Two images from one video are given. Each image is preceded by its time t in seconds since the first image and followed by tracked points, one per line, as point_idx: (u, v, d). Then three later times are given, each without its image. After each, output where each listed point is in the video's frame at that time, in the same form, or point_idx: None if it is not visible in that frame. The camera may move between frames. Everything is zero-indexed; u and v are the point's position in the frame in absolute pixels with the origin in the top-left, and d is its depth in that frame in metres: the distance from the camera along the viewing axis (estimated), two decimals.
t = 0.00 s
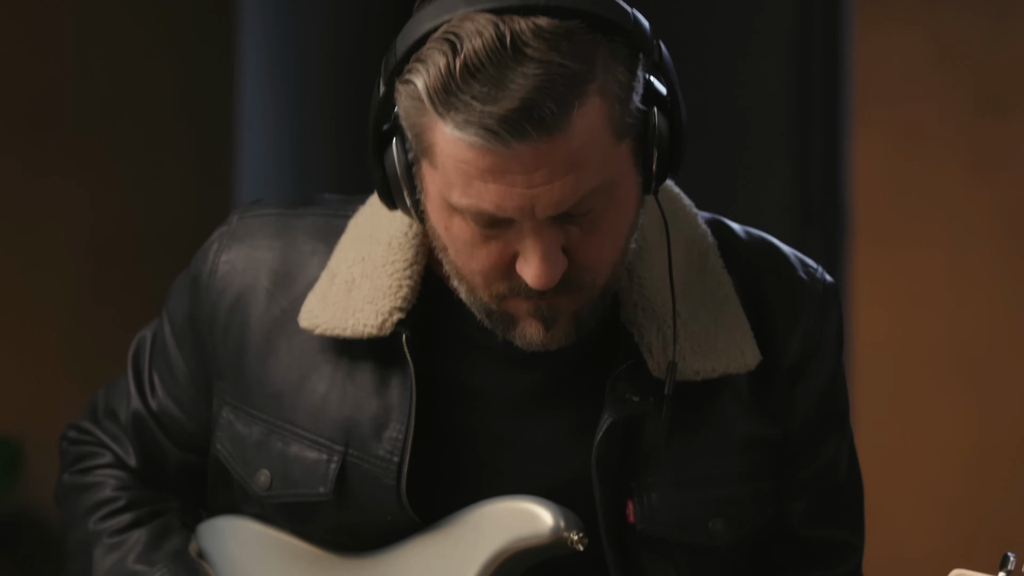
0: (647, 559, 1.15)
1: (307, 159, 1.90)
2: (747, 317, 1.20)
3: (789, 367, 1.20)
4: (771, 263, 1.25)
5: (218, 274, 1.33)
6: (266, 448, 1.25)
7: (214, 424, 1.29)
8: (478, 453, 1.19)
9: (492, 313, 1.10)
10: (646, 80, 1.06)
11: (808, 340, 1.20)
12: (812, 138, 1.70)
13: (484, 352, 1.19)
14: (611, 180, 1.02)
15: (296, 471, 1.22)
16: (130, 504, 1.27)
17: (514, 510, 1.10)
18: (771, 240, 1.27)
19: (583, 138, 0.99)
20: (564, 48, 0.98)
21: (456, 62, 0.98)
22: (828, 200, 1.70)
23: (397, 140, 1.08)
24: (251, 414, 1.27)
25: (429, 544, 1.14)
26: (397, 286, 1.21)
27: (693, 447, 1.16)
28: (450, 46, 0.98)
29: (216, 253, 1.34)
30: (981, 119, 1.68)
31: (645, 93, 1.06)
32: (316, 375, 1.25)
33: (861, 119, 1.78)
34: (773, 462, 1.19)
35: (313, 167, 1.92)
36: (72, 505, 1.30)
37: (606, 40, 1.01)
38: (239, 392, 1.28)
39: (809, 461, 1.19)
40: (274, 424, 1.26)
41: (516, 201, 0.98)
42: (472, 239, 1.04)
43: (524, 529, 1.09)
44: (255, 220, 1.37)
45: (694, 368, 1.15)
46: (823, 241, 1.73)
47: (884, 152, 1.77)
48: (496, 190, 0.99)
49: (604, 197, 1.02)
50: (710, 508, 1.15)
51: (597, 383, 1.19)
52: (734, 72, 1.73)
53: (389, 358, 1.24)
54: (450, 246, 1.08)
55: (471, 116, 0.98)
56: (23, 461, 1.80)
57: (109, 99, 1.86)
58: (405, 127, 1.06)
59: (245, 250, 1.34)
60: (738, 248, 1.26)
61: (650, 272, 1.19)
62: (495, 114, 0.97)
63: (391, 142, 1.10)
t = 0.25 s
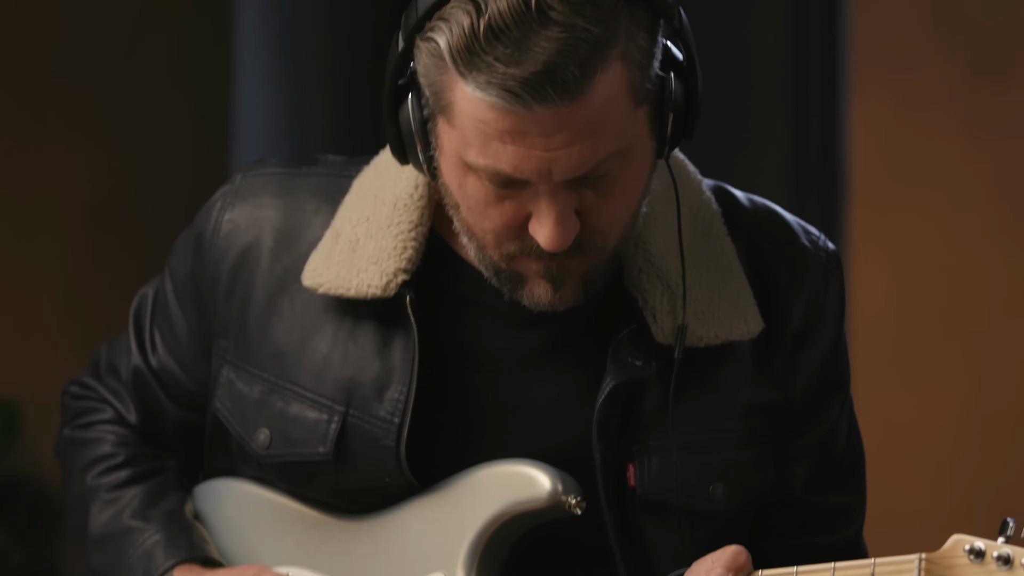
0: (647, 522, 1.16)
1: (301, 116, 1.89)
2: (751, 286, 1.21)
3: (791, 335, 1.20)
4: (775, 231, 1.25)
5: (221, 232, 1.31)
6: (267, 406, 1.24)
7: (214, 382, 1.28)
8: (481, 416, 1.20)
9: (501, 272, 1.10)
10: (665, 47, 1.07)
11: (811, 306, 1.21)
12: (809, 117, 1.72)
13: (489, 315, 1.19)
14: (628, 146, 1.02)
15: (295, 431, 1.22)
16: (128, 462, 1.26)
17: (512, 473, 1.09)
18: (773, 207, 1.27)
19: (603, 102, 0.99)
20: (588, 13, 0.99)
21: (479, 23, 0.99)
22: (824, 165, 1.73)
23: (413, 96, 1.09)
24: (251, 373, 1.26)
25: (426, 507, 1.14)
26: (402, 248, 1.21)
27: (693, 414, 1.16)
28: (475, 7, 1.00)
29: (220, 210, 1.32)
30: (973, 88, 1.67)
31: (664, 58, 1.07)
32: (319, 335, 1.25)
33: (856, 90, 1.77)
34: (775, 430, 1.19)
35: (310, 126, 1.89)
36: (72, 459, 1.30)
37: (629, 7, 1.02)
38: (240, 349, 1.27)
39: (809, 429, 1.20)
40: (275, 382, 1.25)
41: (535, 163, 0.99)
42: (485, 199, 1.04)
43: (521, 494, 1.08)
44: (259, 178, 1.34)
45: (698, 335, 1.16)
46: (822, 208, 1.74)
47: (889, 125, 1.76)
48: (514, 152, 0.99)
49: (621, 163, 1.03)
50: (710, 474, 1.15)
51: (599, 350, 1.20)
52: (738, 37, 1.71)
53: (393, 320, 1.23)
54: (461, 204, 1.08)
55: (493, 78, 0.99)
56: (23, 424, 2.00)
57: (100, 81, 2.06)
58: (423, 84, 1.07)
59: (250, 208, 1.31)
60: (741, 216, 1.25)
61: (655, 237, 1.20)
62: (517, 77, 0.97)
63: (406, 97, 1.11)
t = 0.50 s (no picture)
0: (649, 491, 1.18)
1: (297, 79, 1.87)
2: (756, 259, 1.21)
3: (796, 306, 1.21)
4: (779, 202, 1.25)
5: (227, 194, 1.31)
6: (270, 369, 1.25)
7: (217, 345, 1.29)
8: (485, 384, 1.21)
9: (507, 236, 1.11)
10: (678, 15, 1.07)
11: (816, 278, 1.22)
12: (807, 86, 1.68)
13: (496, 280, 1.21)
14: (638, 111, 1.03)
15: (297, 396, 1.22)
16: (127, 437, 1.26)
17: (507, 439, 1.08)
18: (779, 179, 1.28)
19: (614, 66, 1.00)
20: None
21: None
22: (825, 134, 1.69)
23: (425, 57, 1.09)
24: (254, 336, 1.26)
25: (420, 475, 1.13)
26: (410, 217, 1.21)
27: (695, 384, 1.17)
28: None
29: (226, 172, 1.33)
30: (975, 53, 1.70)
31: (677, 26, 1.07)
32: (324, 301, 1.25)
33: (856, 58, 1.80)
34: (778, 399, 1.20)
35: (308, 91, 1.87)
36: (67, 434, 1.30)
37: None
38: (244, 314, 1.28)
39: (813, 399, 1.21)
40: (278, 346, 1.25)
41: (544, 124, 1.00)
42: (495, 160, 1.04)
43: (517, 461, 1.07)
44: (265, 142, 1.34)
45: (703, 306, 1.17)
46: (819, 175, 1.69)
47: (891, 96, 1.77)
48: (524, 112, 1.00)
49: (631, 128, 1.03)
50: (714, 444, 1.17)
51: (604, 315, 1.21)
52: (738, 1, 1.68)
53: (398, 287, 1.23)
54: (470, 165, 1.09)
55: (506, 37, 1.00)
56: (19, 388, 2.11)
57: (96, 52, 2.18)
58: (435, 43, 1.07)
59: (256, 171, 1.32)
60: (745, 184, 1.26)
61: (661, 208, 1.20)
62: (529, 36, 0.99)
63: (418, 59, 1.11)
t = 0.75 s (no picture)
0: (648, 456, 1.18)
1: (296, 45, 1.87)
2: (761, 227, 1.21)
3: (799, 274, 1.21)
4: (782, 170, 1.25)
5: (230, 150, 1.31)
6: (270, 328, 1.25)
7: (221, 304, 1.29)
8: (487, 347, 1.20)
9: (525, 197, 1.11)
10: None
11: (818, 247, 1.22)
12: (806, 52, 1.67)
13: (502, 242, 1.21)
14: (664, 74, 1.03)
15: (297, 355, 1.22)
16: (123, 400, 1.27)
17: (502, 405, 1.01)
18: (781, 148, 1.28)
19: (645, 28, 1.00)
20: None
21: None
22: (823, 102, 1.68)
23: (448, 16, 1.10)
24: (256, 295, 1.26)
25: (415, 438, 1.06)
26: (416, 179, 1.21)
27: (696, 348, 1.17)
28: None
29: (229, 129, 1.32)
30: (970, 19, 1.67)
31: None
32: (325, 261, 1.25)
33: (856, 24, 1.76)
34: (775, 366, 1.19)
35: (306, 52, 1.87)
36: (68, 393, 1.31)
37: None
38: (248, 272, 1.28)
39: (808, 365, 1.21)
40: (279, 305, 1.25)
41: (574, 84, 0.99)
42: (519, 120, 1.04)
43: (512, 426, 1.00)
44: (269, 100, 1.33)
45: (708, 272, 1.16)
46: (819, 142, 1.69)
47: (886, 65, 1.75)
48: (554, 71, 1.00)
49: (656, 90, 1.03)
50: (714, 409, 1.16)
51: (610, 276, 1.21)
52: None
53: (401, 249, 1.23)
54: (492, 126, 1.09)
55: None
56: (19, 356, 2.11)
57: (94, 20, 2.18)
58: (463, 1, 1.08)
59: (260, 127, 1.31)
60: (749, 151, 1.27)
61: (669, 174, 1.20)
62: None
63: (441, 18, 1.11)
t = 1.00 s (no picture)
0: (652, 421, 1.16)
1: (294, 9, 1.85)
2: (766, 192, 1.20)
3: (804, 240, 1.20)
4: (787, 135, 1.24)
5: (235, 116, 1.29)
6: (276, 294, 1.24)
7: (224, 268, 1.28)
8: (496, 307, 1.20)
9: (526, 161, 1.09)
10: None
11: (823, 213, 1.21)
12: (806, 19, 1.72)
13: (509, 209, 1.20)
14: (665, 37, 1.02)
15: (303, 320, 1.22)
16: (137, 350, 1.26)
17: (512, 374, 1.01)
18: (785, 113, 1.27)
19: None
20: None
21: None
22: (824, 65, 1.73)
23: None
24: (262, 260, 1.26)
25: (426, 406, 1.06)
26: (421, 142, 1.20)
27: (702, 312, 1.16)
28: None
29: (234, 93, 1.31)
30: None
31: None
32: (331, 225, 1.24)
33: None
34: (778, 334, 1.17)
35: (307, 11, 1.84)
36: (76, 345, 1.30)
37: None
38: (252, 236, 1.27)
39: (813, 332, 1.19)
40: (285, 270, 1.25)
41: (574, 47, 0.99)
42: (520, 83, 1.04)
43: (521, 396, 1.00)
44: (272, 65, 1.32)
45: (712, 238, 1.15)
46: (819, 107, 1.74)
47: (884, 32, 1.72)
48: (554, 35, 0.99)
49: (657, 54, 1.02)
50: (719, 374, 1.15)
51: (615, 240, 1.20)
52: None
53: (407, 212, 1.22)
54: (493, 89, 1.08)
55: None
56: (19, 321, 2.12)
57: None
58: None
59: (265, 93, 1.30)
60: (754, 117, 1.25)
61: (673, 140, 1.20)
62: None
63: None
